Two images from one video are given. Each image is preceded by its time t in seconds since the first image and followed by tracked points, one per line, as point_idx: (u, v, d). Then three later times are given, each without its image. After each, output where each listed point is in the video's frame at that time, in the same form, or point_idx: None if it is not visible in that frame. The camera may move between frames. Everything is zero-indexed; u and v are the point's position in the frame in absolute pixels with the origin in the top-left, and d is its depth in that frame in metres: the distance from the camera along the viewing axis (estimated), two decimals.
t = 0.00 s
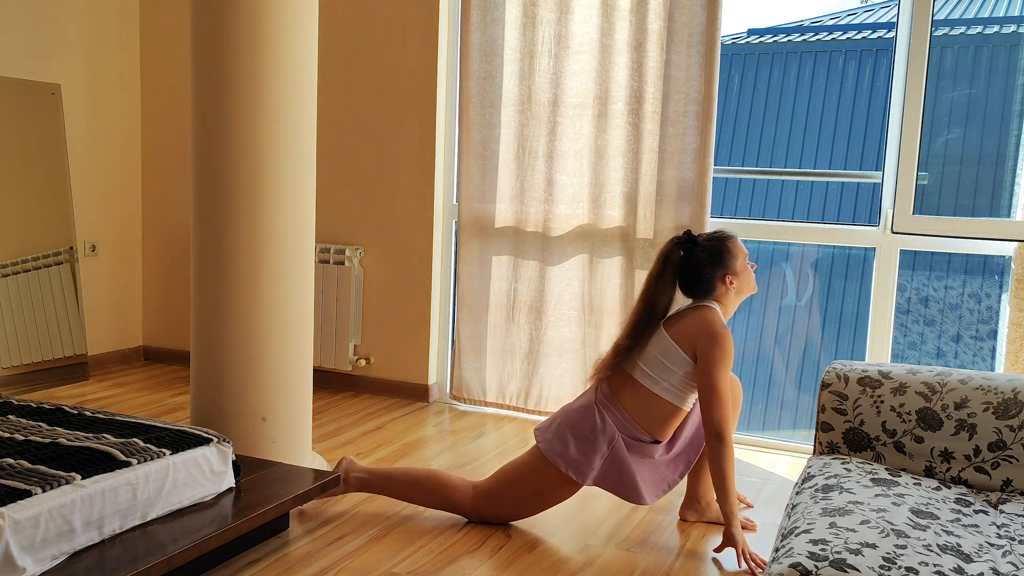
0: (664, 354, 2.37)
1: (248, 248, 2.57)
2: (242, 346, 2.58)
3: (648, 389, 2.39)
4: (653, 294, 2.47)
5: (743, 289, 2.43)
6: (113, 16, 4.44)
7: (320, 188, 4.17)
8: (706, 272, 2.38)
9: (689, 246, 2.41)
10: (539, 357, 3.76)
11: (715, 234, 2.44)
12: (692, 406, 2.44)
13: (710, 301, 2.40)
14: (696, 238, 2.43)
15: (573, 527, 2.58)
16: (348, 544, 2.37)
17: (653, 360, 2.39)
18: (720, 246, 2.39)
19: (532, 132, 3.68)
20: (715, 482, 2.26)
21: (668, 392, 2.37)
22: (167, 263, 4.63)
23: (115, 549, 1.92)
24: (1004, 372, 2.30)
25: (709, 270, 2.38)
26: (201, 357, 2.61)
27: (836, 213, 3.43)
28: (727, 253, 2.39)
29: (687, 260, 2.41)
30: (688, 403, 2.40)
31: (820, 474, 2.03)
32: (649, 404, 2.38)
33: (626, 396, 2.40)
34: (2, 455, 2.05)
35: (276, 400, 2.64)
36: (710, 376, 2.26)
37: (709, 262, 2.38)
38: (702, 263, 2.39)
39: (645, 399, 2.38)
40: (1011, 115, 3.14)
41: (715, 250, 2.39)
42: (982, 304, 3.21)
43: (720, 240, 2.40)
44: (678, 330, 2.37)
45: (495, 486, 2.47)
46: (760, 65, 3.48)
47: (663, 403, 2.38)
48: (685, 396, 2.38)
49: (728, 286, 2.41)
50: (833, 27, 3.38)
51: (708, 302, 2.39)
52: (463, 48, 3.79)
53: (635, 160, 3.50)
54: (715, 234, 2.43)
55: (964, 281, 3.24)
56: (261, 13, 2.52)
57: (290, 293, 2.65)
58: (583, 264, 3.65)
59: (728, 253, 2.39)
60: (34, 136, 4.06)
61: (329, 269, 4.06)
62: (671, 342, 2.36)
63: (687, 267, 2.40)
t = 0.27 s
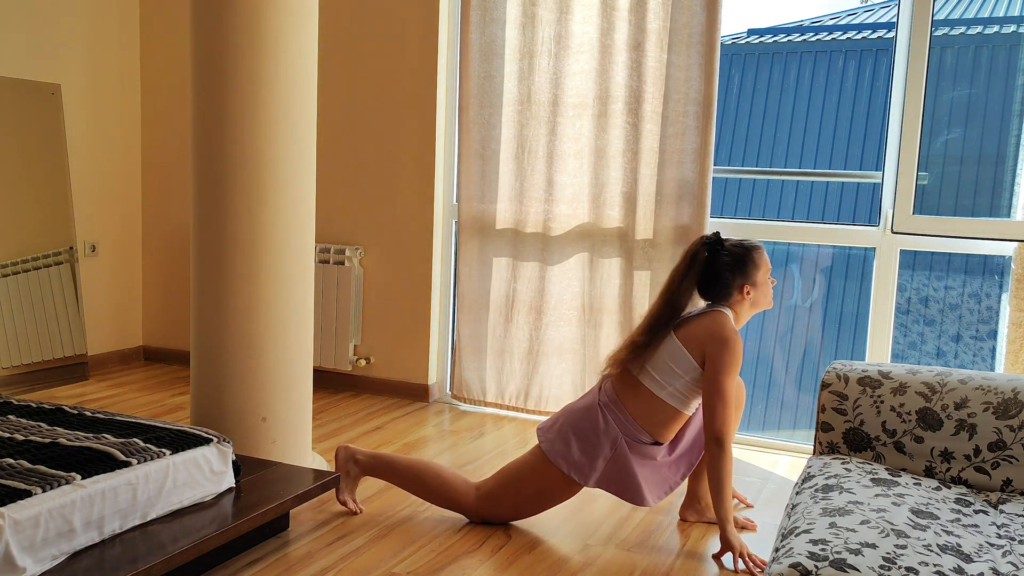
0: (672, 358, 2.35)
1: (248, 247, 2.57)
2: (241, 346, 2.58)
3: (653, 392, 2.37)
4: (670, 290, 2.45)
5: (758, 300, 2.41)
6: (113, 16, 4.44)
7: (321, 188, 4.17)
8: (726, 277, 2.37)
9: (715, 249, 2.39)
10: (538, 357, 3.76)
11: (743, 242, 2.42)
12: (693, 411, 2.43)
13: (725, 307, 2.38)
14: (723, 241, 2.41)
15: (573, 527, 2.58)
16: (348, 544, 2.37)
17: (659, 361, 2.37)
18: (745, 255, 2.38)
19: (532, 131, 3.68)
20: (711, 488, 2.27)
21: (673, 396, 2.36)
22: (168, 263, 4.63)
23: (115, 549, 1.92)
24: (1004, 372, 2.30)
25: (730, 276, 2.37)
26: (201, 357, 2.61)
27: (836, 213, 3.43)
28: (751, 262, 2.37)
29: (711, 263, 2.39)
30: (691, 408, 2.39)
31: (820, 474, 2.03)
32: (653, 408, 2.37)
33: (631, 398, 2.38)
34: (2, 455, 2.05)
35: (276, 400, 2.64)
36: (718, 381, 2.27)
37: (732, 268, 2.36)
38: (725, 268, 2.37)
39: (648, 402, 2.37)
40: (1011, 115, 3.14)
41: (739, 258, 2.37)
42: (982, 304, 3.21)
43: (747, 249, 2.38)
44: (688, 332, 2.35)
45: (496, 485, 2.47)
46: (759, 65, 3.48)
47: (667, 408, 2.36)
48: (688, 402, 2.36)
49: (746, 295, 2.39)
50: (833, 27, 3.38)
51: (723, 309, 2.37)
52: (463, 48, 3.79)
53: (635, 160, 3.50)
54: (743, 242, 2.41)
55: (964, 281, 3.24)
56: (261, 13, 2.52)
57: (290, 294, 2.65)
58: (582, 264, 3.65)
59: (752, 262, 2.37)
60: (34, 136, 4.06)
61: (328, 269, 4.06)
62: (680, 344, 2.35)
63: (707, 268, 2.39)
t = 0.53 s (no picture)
0: (668, 359, 2.34)
1: (247, 247, 2.57)
2: (241, 346, 2.58)
3: (647, 395, 2.36)
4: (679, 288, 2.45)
5: (762, 309, 2.38)
6: (113, 16, 4.44)
7: (321, 188, 4.17)
8: (732, 282, 2.34)
9: (726, 252, 2.36)
10: (538, 357, 3.76)
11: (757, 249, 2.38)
12: (686, 413, 2.43)
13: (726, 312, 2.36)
14: (739, 246, 2.38)
15: (573, 527, 2.58)
16: (348, 544, 2.37)
17: (655, 362, 2.36)
18: (755, 263, 2.34)
19: (532, 131, 3.68)
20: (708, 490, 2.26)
21: (665, 399, 2.35)
22: (167, 263, 4.63)
23: (115, 549, 1.92)
24: (1004, 372, 2.30)
25: (736, 281, 2.34)
26: (201, 357, 2.61)
27: (836, 213, 3.43)
28: (760, 271, 2.34)
29: (721, 266, 2.37)
30: (684, 409, 2.39)
31: (820, 474, 2.03)
32: (647, 410, 2.36)
33: (624, 399, 2.38)
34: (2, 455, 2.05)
35: (276, 400, 2.64)
36: (712, 384, 2.26)
37: (740, 272, 2.34)
38: (732, 272, 2.35)
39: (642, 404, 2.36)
40: (1011, 115, 3.14)
41: (748, 265, 2.34)
42: (982, 304, 3.21)
43: (759, 257, 2.35)
44: (686, 333, 2.34)
45: (489, 482, 2.46)
46: (759, 65, 3.48)
47: (659, 409, 2.36)
48: (679, 404, 2.36)
49: (749, 302, 2.36)
50: (833, 27, 3.38)
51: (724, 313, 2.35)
52: (463, 48, 3.79)
53: (635, 160, 3.50)
54: (758, 250, 2.38)
55: (964, 281, 3.24)
56: (261, 13, 2.52)
57: (290, 294, 2.65)
58: (582, 264, 3.65)
59: (761, 271, 2.33)
60: (34, 136, 4.06)
61: (328, 269, 4.06)
62: (675, 345, 2.34)
63: (715, 270, 2.37)
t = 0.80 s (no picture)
0: (664, 349, 2.34)
1: (247, 247, 2.57)
2: (241, 347, 2.58)
3: (635, 378, 2.36)
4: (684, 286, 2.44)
5: (763, 314, 2.37)
6: (113, 16, 4.44)
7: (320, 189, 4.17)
8: (737, 284, 2.34)
9: (735, 254, 2.35)
10: (538, 357, 3.75)
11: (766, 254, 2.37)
12: (669, 402, 2.44)
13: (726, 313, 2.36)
14: (748, 249, 2.37)
15: (573, 527, 2.58)
16: (348, 543, 2.37)
17: (651, 349, 2.35)
18: (762, 268, 2.32)
19: (532, 131, 3.68)
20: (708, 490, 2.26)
21: (652, 386, 2.36)
22: (167, 264, 4.63)
23: (115, 549, 1.92)
24: (1004, 372, 2.30)
25: (740, 284, 2.33)
26: (201, 357, 2.61)
27: (836, 213, 3.43)
28: (765, 277, 2.32)
29: (728, 267, 2.36)
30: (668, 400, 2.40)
31: (820, 474, 2.03)
32: (633, 393, 2.37)
33: (611, 376, 2.38)
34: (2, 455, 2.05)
35: (276, 400, 2.64)
36: (710, 382, 2.28)
37: (746, 275, 2.33)
38: (738, 275, 2.34)
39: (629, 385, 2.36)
40: (1011, 115, 3.14)
41: (754, 269, 2.32)
42: (982, 304, 3.21)
43: (767, 262, 2.33)
44: (686, 328, 2.34)
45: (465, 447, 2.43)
46: (759, 65, 3.48)
47: (645, 396, 2.37)
48: (664, 393, 2.36)
49: (750, 306, 2.36)
50: (833, 27, 3.38)
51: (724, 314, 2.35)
52: (463, 48, 3.79)
53: (635, 161, 3.50)
54: (767, 256, 2.36)
55: (964, 281, 3.24)
56: (261, 13, 2.52)
57: (290, 294, 2.65)
58: (582, 264, 3.65)
59: (766, 277, 2.32)
60: (34, 136, 4.06)
61: (328, 269, 4.06)
62: (674, 338, 2.34)
63: (722, 273, 2.36)
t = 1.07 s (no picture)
0: (648, 335, 2.33)
1: (247, 248, 2.57)
2: (241, 347, 2.58)
3: (613, 353, 2.36)
4: (683, 292, 2.43)
5: (752, 324, 2.35)
6: (113, 16, 4.44)
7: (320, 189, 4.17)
8: (730, 290, 2.32)
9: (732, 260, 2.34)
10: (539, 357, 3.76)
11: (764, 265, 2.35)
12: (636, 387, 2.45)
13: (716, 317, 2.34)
14: (747, 258, 2.35)
15: (572, 527, 2.58)
16: (348, 544, 2.37)
17: (636, 332, 2.34)
18: (757, 278, 2.31)
19: (531, 132, 3.68)
20: (702, 490, 2.26)
21: (627, 364, 2.35)
22: (167, 264, 4.63)
23: (115, 549, 1.92)
24: (1004, 372, 2.30)
25: (734, 291, 2.32)
26: (201, 357, 2.61)
27: (836, 213, 3.43)
28: (760, 287, 2.31)
29: (724, 273, 2.34)
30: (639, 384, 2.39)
31: (820, 474, 2.03)
32: (607, 365, 2.38)
33: (590, 342, 2.40)
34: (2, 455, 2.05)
35: (276, 401, 2.64)
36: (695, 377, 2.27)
37: (741, 281, 2.31)
38: (733, 281, 2.32)
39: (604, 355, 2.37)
40: (1011, 115, 3.14)
41: (749, 278, 2.31)
42: (982, 304, 3.21)
43: (763, 273, 2.32)
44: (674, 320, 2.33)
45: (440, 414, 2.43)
46: (759, 65, 3.48)
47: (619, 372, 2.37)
48: (637, 376, 2.36)
49: (741, 314, 2.34)
50: (833, 27, 3.38)
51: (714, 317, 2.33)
52: (463, 48, 3.79)
53: (635, 161, 3.50)
54: (765, 266, 2.35)
55: (964, 281, 3.24)
56: (261, 13, 2.52)
57: (289, 294, 2.65)
58: (582, 264, 3.65)
59: (760, 286, 2.31)
60: (34, 136, 4.07)
61: (328, 269, 4.06)
62: (662, 328, 2.32)
63: (717, 277, 2.34)
